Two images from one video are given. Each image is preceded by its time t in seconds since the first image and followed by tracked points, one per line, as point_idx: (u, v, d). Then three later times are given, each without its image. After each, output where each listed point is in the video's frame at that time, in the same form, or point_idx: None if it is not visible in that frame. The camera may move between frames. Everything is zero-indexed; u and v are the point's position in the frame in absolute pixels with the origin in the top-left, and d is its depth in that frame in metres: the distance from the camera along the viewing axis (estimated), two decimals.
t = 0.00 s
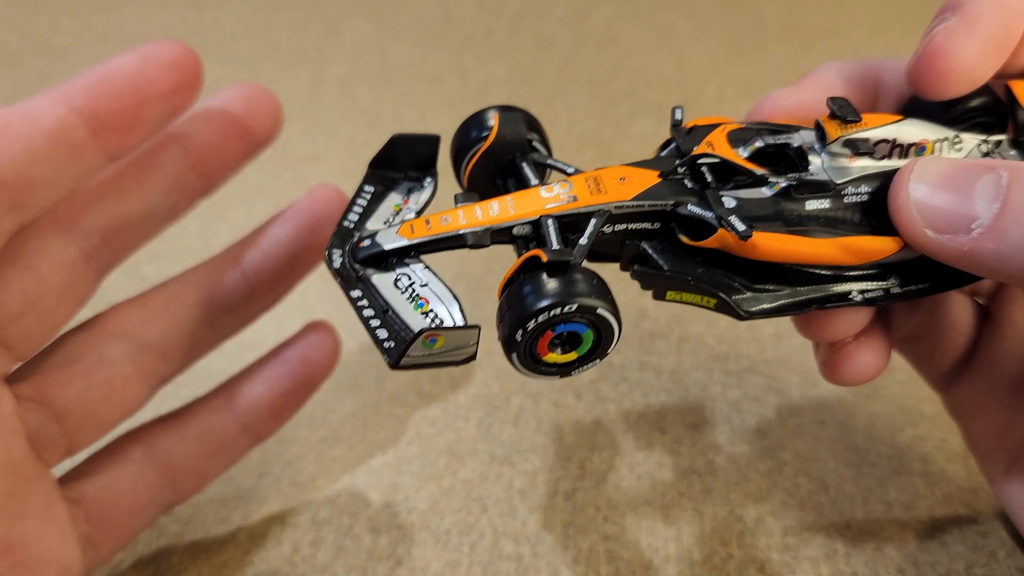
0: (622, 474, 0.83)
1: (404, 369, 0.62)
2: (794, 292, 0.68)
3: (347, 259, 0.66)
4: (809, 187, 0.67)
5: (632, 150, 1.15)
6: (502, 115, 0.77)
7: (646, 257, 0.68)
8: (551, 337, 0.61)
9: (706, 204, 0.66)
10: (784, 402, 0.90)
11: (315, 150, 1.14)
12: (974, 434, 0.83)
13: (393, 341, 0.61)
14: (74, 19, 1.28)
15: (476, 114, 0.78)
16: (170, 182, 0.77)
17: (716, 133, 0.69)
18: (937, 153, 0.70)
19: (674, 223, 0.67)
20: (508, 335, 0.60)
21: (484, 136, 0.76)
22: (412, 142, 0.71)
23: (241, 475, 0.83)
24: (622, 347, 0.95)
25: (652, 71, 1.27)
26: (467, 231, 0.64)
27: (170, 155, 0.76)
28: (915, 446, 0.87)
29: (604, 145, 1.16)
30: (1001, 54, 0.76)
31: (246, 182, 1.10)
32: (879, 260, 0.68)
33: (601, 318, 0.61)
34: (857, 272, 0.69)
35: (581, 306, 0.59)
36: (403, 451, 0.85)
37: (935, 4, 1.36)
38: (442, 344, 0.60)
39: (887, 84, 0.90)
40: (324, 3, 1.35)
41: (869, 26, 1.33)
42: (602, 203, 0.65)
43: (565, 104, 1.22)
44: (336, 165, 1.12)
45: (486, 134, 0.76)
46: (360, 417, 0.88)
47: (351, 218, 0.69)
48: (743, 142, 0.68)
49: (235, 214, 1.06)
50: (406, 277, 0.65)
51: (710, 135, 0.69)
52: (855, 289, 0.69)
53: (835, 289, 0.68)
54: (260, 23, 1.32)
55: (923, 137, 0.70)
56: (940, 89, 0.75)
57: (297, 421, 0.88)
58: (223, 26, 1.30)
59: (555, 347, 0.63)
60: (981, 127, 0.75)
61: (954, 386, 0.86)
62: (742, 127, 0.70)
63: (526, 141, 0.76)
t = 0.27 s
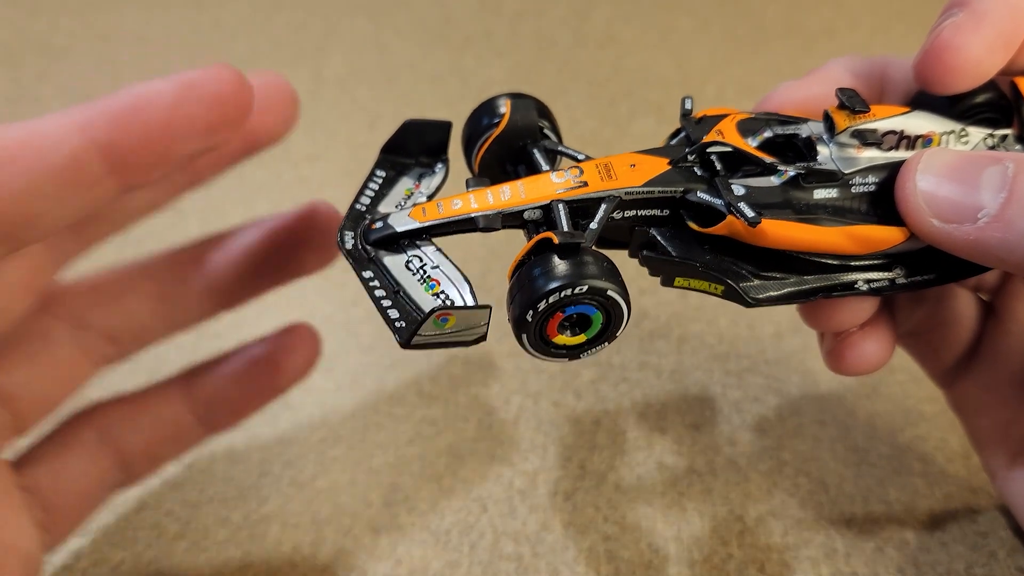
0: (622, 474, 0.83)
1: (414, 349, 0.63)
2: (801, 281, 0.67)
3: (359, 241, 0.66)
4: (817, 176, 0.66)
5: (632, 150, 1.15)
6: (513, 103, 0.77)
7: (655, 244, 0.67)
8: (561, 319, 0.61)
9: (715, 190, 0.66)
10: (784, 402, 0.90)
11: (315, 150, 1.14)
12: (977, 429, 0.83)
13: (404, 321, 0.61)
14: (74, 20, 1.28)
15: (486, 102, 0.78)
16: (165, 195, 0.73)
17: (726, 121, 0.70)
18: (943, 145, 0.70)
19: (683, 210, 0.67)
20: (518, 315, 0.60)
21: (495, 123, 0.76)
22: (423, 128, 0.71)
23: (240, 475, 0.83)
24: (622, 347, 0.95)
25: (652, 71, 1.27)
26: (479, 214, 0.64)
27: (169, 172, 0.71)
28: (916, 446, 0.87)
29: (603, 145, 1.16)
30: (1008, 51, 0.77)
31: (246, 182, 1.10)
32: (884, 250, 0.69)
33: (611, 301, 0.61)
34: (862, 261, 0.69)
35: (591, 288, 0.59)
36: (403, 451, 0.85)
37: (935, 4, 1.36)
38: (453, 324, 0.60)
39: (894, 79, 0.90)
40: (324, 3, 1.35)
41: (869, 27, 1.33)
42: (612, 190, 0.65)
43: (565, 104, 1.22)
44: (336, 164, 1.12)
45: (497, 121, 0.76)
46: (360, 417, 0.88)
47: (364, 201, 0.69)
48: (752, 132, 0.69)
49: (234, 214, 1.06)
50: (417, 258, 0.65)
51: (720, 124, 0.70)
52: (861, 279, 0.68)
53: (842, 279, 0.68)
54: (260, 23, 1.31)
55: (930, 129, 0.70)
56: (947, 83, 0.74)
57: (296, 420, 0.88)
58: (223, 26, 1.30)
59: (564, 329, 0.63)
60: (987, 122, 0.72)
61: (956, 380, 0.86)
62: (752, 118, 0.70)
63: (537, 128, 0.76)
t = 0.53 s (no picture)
0: (622, 474, 0.83)
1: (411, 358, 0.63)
2: (793, 287, 0.67)
3: (358, 250, 0.66)
4: (808, 183, 0.67)
5: (631, 150, 1.15)
6: (511, 112, 0.77)
7: (649, 250, 0.66)
8: (553, 328, 0.61)
9: (707, 199, 0.65)
10: (784, 402, 0.90)
11: (315, 150, 1.14)
12: (979, 428, 0.83)
13: (401, 330, 0.61)
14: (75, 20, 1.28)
15: (485, 110, 0.78)
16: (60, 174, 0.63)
17: (720, 129, 0.70)
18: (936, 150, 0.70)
19: (676, 217, 0.67)
20: (510, 325, 0.60)
21: (493, 132, 0.76)
22: (424, 137, 0.70)
23: (240, 474, 0.83)
24: (622, 347, 0.95)
25: (652, 71, 1.27)
26: (474, 224, 0.64)
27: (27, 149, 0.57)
28: (916, 446, 0.87)
29: (604, 145, 1.16)
30: (1001, 54, 0.77)
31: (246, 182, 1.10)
32: (877, 256, 0.68)
33: (602, 311, 0.61)
34: (853, 267, 0.69)
35: (582, 298, 0.59)
36: (402, 451, 0.85)
37: (935, 5, 1.36)
38: (448, 334, 0.61)
39: (892, 82, 0.90)
40: (324, 3, 1.35)
41: (870, 27, 1.34)
42: (604, 198, 0.65)
43: (565, 104, 1.22)
44: (336, 165, 1.12)
45: (495, 130, 0.76)
46: (360, 417, 0.88)
47: (364, 211, 0.68)
48: (745, 139, 0.69)
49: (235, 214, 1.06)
50: (415, 268, 0.65)
51: (714, 132, 0.70)
52: (854, 283, 0.68)
53: (833, 284, 0.68)
54: (260, 23, 1.32)
55: (924, 134, 0.71)
56: (943, 87, 0.75)
57: (296, 420, 0.87)
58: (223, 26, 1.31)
59: (556, 338, 0.62)
60: (983, 124, 0.74)
61: (958, 378, 0.87)
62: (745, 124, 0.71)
63: (533, 136, 0.76)
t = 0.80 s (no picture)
0: (621, 474, 0.84)
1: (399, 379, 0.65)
2: (778, 300, 0.68)
3: (347, 272, 0.68)
4: (791, 200, 0.68)
5: (631, 150, 1.15)
6: (497, 131, 0.77)
7: (634, 267, 0.69)
8: (538, 349, 0.64)
9: (690, 217, 0.67)
10: (783, 402, 0.91)
11: (316, 150, 1.15)
12: (972, 431, 0.84)
13: (389, 352, 0.63)
14: (76, 20, 1.28)
15: (472, 129, 0.80)
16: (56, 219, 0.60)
17: (703, 145, 0.72)
18: (921, 162, 0.71)
19: (661, 235, 0.68)
20: (496, 346, 0.62)
21: (480, 150, 0.77)
22: (410, 156, 0.73)
23: (241, 474, 0.83)
24: (622, 347, 0.95)
25: (652, 71, 1.27)
26: (461, 245, 0.66)
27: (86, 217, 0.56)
28: (914, 446, 0.87)
29: (603, 145, 1.16)
30: (987, 61, 0.77)
31: (247, 182, 1.10)
32: (859, 269, 0.69)
33: (585, 331, 0.63)
34: (836, 281, 0.70)
35: (565, 319, 0.61)
36: (403, 450, 0.85)
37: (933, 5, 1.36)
38: (435, 356, 0.62)
39: (879, 89, 0.91)
40: (324, 4, 1.36)
41: (869, 27, 1.34)
42: (590, 217, 0.67)
43: (565, 104, 1.22)
44: (337, 165, 1.13)
45: (481, 149, 0.77)
46: (361, 416, 0.88)
47: (353, 232, 0.71)
48: (730, 153, 0.71)
49: (235, 214, 1.07)
50: (402, 290, 0.67)
51: (698, 148, 0.71)
52: (838, 297, 0.69)
53: (816, 298, 0.69)
54: (260, 24, 1.32)
55: (907, 146, 0.72)
56: (928, 97, 0.76)
57: (297, 419, 0.88)
58: (224, 27, 1.31)
59: (542, 357, 0.65)
60: (970, 132, 0.77)
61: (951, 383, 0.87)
62: (729, 139, 0.72)
63: (519, 155, 0.77)
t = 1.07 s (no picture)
0: (621, 474, 0.84)
1: (398, 378, 0.65)
2: (777, 299, 0.68)
3: (347, 272, 0.68)
4: (789, 199, 0.68)
5: (630, 150, 1.16)
6: (496, 131, 0.77)
7: (633, 267, 0.69)
8: (538, 347, 0.64)
9: (689, 216, 0.67)
10: (783, 402, 0.91)
11: (316, 150, 1.15)
12: (972, 431, 0.84)
13: (389, 351, 0.63)
14: (75, 20, 1.28)
15: (472, 129, 0.80)
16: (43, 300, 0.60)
17: (702, 145, 0.71)
18: (919, 162, 0.71)
19: (660, 235, 0.68)
20: (496, 345, 0.62)
21: (479, 151, 0.77)
22: (410, 156, 0.73)
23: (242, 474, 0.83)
24: (622, 347, 0.95)
25: (652, 71, 1.27)
26: (460, 244, 0.66)
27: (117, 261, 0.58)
28: (914, 445, 0.87)
29: (603, 145, 1.16)
30: (983, 62, 0.77)
31: (247, 182, 1.10)
32: (858, 269, 0.69)
33: (585, 330, 0.63)
34: (835, 280, 0.70)
35: (565, 318, 0.61)
36: (403, 450, 0.85)
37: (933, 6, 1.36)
38: (434, 356, 0.62)
39: (876, 90, 0.90)
40: (324, 4, 1.36)
41: (869, 27, 1.34)
42: (590, 217, 0.67)
43: (565, 104, 1.22)
44: (337, 165, 1.13)
45: (481, 149, 0.77)
46: (361, 416, 0.88)
47: (353, 232, 0.71)
48: (728, 153, 0.71)
49: (235, 214, 1.07)
50: (402, 289, 0.67)
51: (696, 148, 0.71)
52: (837, 296, 0.69)
53: (815, 297, 0.69)
54: (260, 24, 1.32)
55: (906, 147, 0.71)
56: (924, 99, 0.76)
57: (297, 419, 0.88)
58: (224, 27, 1.31)
59: (542, 356, 0.66)
60: (967, 133, 0.77)
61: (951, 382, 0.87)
62: (728, 139, 0.72)
63: (518, 155, 0.77)
